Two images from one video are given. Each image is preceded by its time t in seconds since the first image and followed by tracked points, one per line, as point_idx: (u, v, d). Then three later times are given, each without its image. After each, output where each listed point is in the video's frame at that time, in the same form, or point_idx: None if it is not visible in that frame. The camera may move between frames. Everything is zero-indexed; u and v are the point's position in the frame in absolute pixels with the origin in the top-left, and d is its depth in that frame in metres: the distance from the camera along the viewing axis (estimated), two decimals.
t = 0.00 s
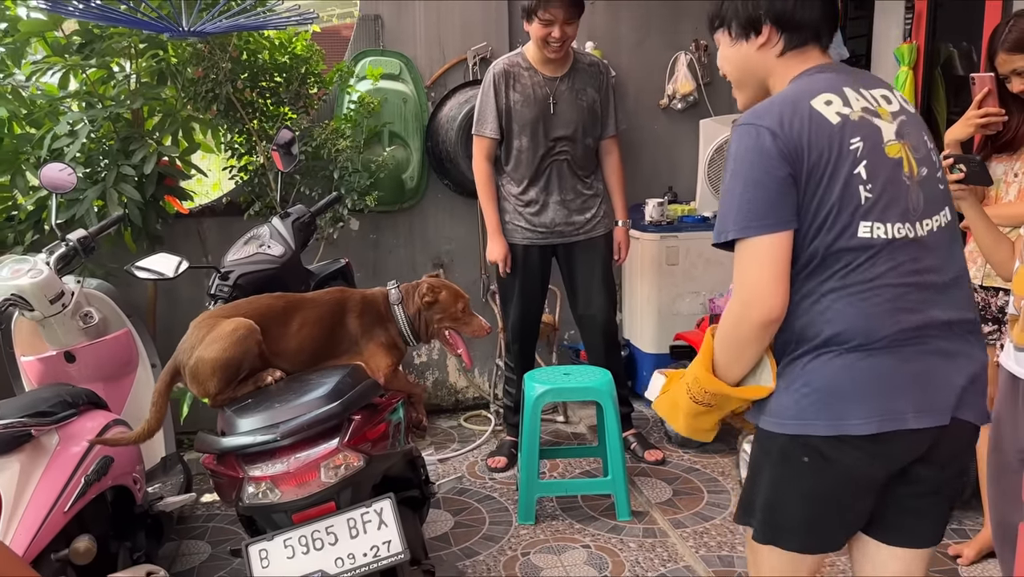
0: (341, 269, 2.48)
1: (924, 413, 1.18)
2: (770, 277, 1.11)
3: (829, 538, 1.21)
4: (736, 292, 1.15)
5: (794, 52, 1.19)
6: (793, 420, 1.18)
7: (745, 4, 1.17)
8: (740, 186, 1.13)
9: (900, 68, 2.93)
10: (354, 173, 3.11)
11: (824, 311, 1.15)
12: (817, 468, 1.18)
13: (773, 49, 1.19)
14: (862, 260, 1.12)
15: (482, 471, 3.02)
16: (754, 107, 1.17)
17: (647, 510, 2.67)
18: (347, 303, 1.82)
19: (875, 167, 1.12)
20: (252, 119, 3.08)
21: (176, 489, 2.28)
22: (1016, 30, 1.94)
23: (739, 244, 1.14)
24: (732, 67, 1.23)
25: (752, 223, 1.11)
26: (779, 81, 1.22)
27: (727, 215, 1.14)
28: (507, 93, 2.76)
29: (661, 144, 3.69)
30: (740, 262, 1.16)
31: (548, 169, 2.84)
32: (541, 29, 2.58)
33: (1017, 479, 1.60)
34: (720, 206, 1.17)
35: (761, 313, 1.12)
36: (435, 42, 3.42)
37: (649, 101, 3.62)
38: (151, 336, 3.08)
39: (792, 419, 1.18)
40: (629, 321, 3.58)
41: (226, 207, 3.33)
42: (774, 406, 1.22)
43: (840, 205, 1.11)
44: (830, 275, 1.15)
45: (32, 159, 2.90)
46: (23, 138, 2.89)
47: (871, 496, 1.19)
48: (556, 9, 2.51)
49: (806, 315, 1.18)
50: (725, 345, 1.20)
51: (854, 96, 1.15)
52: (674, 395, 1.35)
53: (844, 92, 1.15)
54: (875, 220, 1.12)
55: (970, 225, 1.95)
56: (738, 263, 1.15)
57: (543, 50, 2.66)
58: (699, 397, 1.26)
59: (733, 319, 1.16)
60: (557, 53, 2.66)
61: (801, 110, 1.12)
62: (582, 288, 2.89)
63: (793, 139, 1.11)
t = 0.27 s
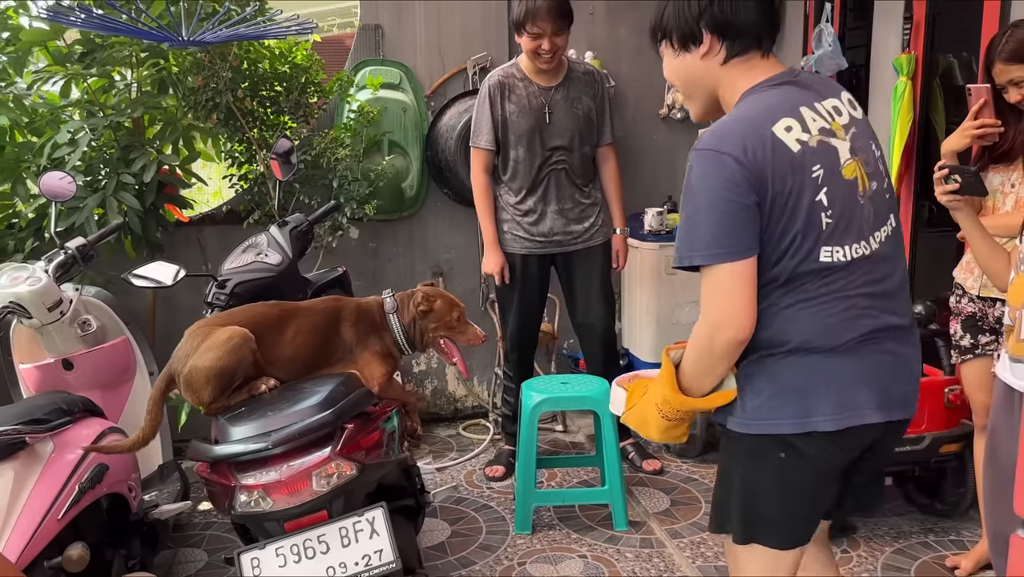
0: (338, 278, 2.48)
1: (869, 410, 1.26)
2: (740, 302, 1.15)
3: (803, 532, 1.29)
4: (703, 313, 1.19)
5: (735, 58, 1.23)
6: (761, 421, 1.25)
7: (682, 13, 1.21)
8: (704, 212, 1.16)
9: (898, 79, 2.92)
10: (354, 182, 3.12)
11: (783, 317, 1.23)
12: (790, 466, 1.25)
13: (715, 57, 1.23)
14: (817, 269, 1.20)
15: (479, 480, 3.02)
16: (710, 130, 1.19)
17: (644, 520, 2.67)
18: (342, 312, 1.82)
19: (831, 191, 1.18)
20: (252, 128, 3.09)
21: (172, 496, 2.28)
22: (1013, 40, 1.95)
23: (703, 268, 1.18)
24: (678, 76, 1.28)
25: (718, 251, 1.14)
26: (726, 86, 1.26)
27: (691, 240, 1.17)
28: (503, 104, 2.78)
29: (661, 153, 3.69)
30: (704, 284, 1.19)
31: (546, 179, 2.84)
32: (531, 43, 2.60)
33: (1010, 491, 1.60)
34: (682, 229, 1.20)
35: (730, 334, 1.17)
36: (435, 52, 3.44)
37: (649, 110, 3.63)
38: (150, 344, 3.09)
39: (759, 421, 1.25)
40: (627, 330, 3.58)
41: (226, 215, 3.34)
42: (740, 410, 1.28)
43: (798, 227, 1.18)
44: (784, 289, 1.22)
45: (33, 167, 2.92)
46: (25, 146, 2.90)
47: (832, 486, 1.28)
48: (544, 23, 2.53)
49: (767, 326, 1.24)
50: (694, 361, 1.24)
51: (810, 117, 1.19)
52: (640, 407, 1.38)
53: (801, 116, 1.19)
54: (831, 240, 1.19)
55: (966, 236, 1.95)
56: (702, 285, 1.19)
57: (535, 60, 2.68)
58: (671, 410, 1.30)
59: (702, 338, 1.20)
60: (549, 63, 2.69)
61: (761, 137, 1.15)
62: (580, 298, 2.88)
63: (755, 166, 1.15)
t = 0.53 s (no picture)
0: (336, 285, 2.48)
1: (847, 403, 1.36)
2: (735, 295, 1.19)
3: (803, 521, 1.37)
4: (694, 305, 1.22)
5: (708, 59, 1.31)
6: (756, 419, 1.31)
7: (654, 20, 1.29)
8: (700, 204, 1.19)
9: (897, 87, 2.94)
10: (353, 190, 3.13)
11: (771, 320, 1.29)
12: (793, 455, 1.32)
13: (687, 58, 1.31)
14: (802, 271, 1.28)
15: (477, 488, 3.01)
16: (702, 127, 1.24)
17: (642, 529, 2.66)
18: (336, 319, 1.83)
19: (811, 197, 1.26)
20: (252, 136, 3.10)
21: (168, 503, 2.28)
22: (1011, 48, 1.95)
23: (694, 261, 1.21)
24: (653, 79, 1.36)
25: (712, 243, 1.18)
26: (700, 87, 1.33)
27: (685, 232, 1.20)
28: (500, 111, 2.79)
29: (661, 161, 3.70)
30: (693, 278, 1.22)
31: (544, 186, 2.84)
32: (526, 51, 2.61)
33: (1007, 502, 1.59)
34: (674, 221, 1.22)
35: (721, 326, 1.19)
36: (435, 60, 3.45)
37: (649, 118, 3.64)
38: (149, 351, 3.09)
39: (754, 418, 1.31)
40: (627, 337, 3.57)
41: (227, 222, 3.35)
42: (731, 411, 1.34)
43: (780, 230, 1.25)
44: (770, 292, 1.28)
45: (33, 174, 2.94)
46: (25, 153, 2.92)
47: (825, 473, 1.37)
48: (537, 32, 2.54)
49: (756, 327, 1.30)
50: (680, 358, 1.26)
51: (791, 122, 1.27)
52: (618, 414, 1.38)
53: (784, 121, 1.26)
54: (813, 243, 1.27)
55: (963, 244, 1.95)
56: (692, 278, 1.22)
57: (531, 68, 2.69)
58: (657, 410, 1.32)
59: (692, 332, 1.22)
60: (544, 71, 2.69)
61: (752, 138, 1.21)
62: (579, 305, 2.88)
63: (747, 165, 1.20)
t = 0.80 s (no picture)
0: (335, 291, 2.48)
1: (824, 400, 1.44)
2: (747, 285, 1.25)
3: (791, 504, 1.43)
4: (705, 292, 1.27)
5: (704, 80, 1.38)
6: (752, 412, 1.36)
7: (651, 48, 1.37)
8: (718, 196, 1.25)
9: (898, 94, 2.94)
10: (354, 196, 3.13)
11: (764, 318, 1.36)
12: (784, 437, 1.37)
13: (685, 81, 1.38)
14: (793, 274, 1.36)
15: (478, 495, 3.00)
16: (716, 126, 1.30)
17: (642, 537, 2.64)
18: (334, 325, 1.83)
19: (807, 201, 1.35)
20: (254, 142, 3.11)
21: (167, 509, 2.28)
22: (1011, 54, 1.94)
23: (708, 250, 1.26)
24: (652, 103, 1.42)
25: (728, 232, 1.24)
26: (699, 105, 1.39)
27: (701, 220, 1.25)
28: (500, 117, 2.79)
29: (662, 168, 3.70)
30: (707, 267, 1.27)
31: (544, 192, 2.85)
32: (524, 59, 2.61)
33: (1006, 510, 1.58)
34: (690, 211, 1.28)
35: (733, 312, 1.25)
36: (437, 67, 3.46)
37: (650, 125, 3.65)
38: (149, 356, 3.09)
39: (747, 411, 1.36)
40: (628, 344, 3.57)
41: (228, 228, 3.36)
42: (729, 403, 1.38)
43: (781, 228, 1.33)
44: (764, 293, 1.35)
45: (36, 180, 2.95)
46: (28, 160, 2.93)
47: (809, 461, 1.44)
48: (535, 40, 2.54)
49: (752, 324, 1.36)
50: (696, 346, 1.29)
51: (788, 132, 1.37)
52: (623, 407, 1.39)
53: (784, 130, 1.35)
54: (805, 246, 1.36)
55: (961, 250, 1.94)
56: (705, 266, 1.28)
57: (530, 75, 2.69)
58: (667, 399, 1.34)
59: (704, 319, 1.26)
60: (543, 78, 2.69)
61: (762, 139, 1.29)
62: (579, 312, 2.87)
63: (759, 163, 1.27)
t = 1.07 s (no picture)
0: (337, 297, 2.49)
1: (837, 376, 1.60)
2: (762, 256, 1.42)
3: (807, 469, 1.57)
4: (726, 267, 1.43)
5: (689, 105, 1.79)
6: (783, 383, 1.52)
7: (646, 84, 1.78)
8: (725, 181, 1.43)
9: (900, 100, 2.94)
10: (357, 203, 3.14)
11: (779, 303, 1.53)
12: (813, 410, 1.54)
13: (674, 108, 1.78)
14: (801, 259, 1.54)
15: (480, 501, 3.00)
16: (709, 127, 1.51)
17: (644, 543, 2.64)
18: (335, 331, 1.83)
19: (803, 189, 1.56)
20: (257, 149, 3.12)
21: (170, 515, 2.28)
22: (1012, 61, 1.94)
23: (720, 227, 1.44)
24: (648, 128, 1.81)
25: (739, 209, 1.42)
26: (687, 124, 1.79)
27: (713, 204, 1.44)
28: (502, 123, 2.80)
29: (665, 174, 3.70)
30: (721, 243, 1.45)
31: (546, 198, 2.85)
32: (526, 67, 2.62)
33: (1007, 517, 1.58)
34: (700, 199, 1.46)
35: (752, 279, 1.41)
36: (440, 73, 3.47)
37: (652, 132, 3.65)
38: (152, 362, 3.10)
39: (776, 385, 1.52)
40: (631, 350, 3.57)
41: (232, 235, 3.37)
42: (758, 375, 1.54)
43: (782, 211, 1.52)
44: (776, 280, 1.53)
45: (40, 187, 2.96)
46: (33, 166, 2.95)
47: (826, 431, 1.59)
48: (537, 47, 2.55)
49: (769, 300, 1.53)
50: (736, 312, 1.44)
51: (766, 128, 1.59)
52: (667, 378, 1.49)
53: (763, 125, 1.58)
54: (807, 234, 1.56)
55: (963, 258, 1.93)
56: (721, 243, 1.44)
57: (531, 82, 2.69)
58: (709, 362, 1.46)
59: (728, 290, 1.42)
60: (545, 85, 2.69)
61: (748, 128, 1.50)
62: (582, 318, 2.87)
63: (750, 146, 1.47)
